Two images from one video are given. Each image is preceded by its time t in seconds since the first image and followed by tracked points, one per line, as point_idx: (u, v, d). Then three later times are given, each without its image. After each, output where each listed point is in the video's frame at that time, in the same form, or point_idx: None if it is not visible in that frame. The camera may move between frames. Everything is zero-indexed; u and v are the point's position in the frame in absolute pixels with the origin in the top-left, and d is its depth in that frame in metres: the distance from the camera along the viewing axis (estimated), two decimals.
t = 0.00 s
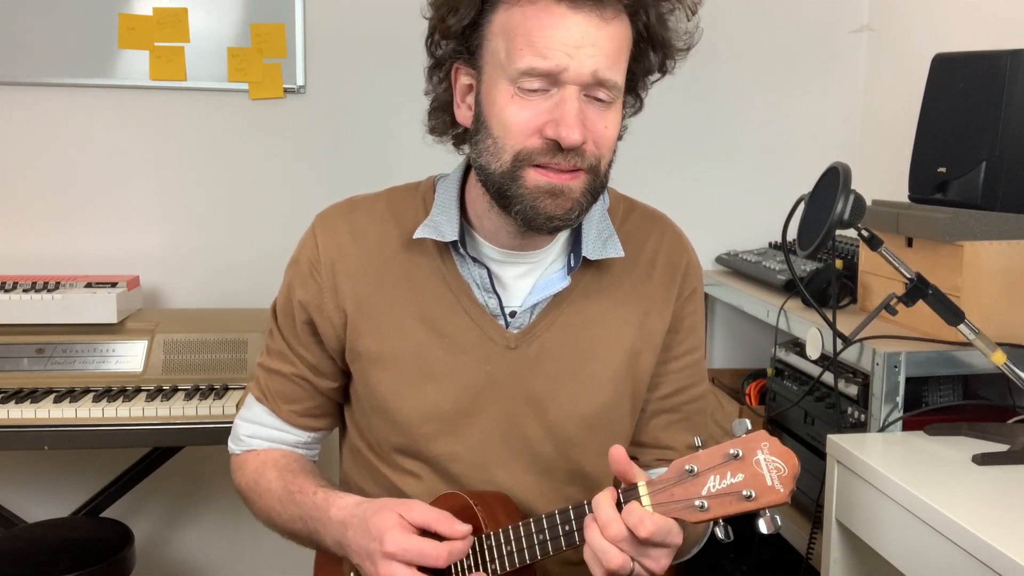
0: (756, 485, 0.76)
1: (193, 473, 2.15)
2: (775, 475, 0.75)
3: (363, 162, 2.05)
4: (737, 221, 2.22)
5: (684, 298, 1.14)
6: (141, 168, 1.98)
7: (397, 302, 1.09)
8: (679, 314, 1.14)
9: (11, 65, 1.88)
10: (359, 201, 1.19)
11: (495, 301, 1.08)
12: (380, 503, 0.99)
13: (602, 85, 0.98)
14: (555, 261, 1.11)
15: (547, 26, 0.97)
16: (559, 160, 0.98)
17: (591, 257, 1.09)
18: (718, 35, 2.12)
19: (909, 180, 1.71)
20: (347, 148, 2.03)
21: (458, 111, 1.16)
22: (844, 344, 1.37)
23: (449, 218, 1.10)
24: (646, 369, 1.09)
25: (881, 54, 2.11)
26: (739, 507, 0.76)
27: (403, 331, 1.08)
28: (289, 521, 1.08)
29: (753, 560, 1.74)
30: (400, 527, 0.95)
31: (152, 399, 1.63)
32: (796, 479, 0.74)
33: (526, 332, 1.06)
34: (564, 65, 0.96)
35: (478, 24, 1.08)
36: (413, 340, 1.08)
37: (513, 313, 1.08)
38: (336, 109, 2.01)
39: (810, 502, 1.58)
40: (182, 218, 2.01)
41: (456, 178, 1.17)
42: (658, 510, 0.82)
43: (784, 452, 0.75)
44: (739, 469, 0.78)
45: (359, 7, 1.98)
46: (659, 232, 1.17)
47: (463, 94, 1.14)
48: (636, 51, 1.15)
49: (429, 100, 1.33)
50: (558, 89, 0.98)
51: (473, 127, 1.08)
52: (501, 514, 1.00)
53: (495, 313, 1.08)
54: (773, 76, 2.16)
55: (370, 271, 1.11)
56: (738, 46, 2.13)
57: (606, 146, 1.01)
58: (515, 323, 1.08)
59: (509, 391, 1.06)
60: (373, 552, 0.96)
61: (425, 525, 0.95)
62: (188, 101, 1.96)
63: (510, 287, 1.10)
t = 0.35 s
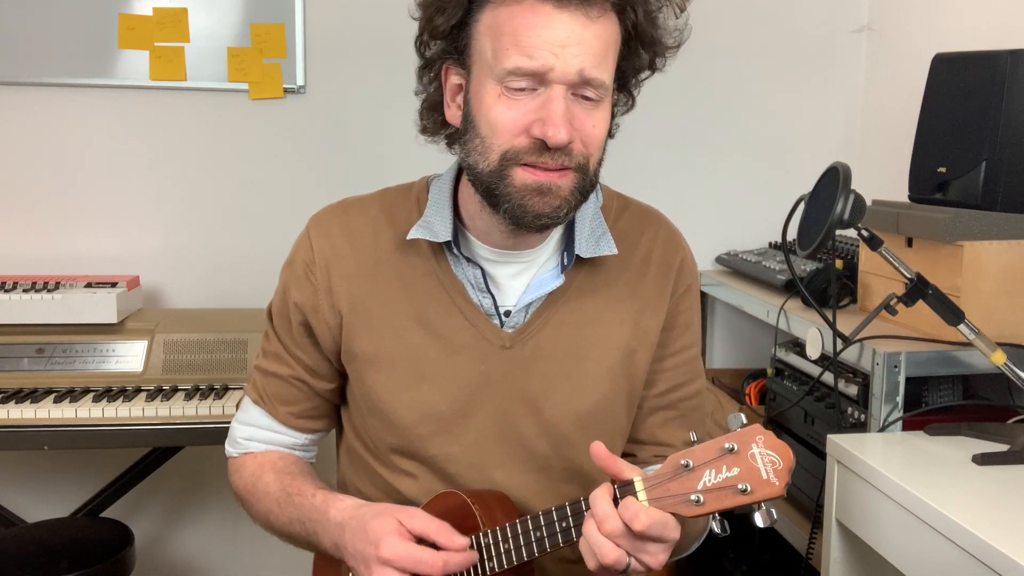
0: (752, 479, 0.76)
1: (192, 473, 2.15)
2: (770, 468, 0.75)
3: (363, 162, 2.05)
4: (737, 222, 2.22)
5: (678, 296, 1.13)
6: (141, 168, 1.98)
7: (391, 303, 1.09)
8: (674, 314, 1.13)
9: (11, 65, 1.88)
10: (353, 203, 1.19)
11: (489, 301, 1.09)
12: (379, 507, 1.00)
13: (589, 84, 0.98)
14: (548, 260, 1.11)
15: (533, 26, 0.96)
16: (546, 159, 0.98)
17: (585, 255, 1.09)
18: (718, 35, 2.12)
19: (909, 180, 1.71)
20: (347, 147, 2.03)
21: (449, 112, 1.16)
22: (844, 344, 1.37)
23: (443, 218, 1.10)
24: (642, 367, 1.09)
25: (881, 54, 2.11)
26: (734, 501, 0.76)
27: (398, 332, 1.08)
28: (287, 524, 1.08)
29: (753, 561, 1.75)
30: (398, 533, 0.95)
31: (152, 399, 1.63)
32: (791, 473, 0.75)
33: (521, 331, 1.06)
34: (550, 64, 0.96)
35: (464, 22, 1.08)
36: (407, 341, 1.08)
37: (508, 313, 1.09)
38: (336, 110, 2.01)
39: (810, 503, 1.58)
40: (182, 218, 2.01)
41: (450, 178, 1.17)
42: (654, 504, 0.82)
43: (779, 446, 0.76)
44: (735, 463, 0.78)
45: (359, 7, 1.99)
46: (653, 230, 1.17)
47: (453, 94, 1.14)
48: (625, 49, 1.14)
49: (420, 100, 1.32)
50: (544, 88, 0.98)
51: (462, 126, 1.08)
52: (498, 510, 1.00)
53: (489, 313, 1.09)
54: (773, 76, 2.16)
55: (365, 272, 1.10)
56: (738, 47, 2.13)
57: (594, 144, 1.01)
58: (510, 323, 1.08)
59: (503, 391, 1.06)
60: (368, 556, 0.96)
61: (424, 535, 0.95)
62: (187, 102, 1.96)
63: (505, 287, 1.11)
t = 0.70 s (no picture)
0: (749, 480, 0.76)
1: (192, 473, 2.15)
2: (768, 469, 0.75)
3: (363, 162, 2.05)
4: (737, 222, 2.22)
5: (677, 293, 1.13)
6: (141, 168, 1.98)
7: (391, 304, 1.09)
8: (673, 311, 1.13)
9: (11, 65, 1.88)
10: (351, 203, 1.18)
11: (489, 302, 1.09)
12: (379, 535, 0.99)
13: (598, 83, 0.98)
14: (547, 261, 1.11)
15: (542, 27, 0.96)
16: (562, 159, 0.97)
17: (582, 253, 1.09)
18: (719, 34, 2.12)
19: (909, 180, 1.71)
20: (346, 146, 2.03)
21: (449, 116, 1.15)
22: (844, 344, 1.37)
23: (442, 219, 1.10)
24: (642, 364, 1.09)
25: (881, 54, 2.11)
26: (731, 502, 0.76)
27: (398, 333, 1.08)
28: (287, 538, 1.08)
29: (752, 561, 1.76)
30: (400, 567, 0.95)
31: (152, 399, 1.63)
32: (788, 473, 0.75)
33: (520, 331, 1.06)
34: (561, 65, 0.96)
35: (466, 27, 1.07)
36: (407, 341, 1.08)
37: (508, 313, 1.09)
38: (336, 110, 2.01)
39: (810, 503, 1.58)
40: (182, 218, 2.01)
41: (448, 179, 1.17)
42: (652, 506, 0.82)
43: (777, 447, 0.76)
44: (733, 464, 0.78)
45: (359, 7, 1.99)
46: (652, 226, 1.17)
47: (452, 98, 1.14)
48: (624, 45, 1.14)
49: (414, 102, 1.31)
50: (555, 89, 0.98)
51: (467, 131, 1.07)
52: (496, 510, 1.01)
53: (489, 313, 1.09)
54: (773, 76, 2.16)
55: (364, 273, 1.10)
56: (738, 47, 2.13)
57: (604, 143, 1.00)
58: (510, 323, 1.08)
59: (504, 391, 1.06)
60: None
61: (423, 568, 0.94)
62: (187, 101, 1.96)
63: (504, 288, 1.11)
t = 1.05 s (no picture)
0: (749, 478, 0.76)
1: (193, 473, 2.15)
2: (767, 468, 0.75)
3: (363, 162, 2.05)
4: (737, 222, 2.22)
5: (674, 291, 1.13)
6: (141, 168, 1.98)
7: (389, 305, 1.09)
8: (671, 309, 1.13)
9: (11, 65, 1.88)
10: (349, 204, 1.18)
11: (487, 303, 1.09)
12: (376, 515, 0.99)
13: (608, 91, 0.99)
14: (542, 261, 1.11)
15: (554, 38, 0.96)
16: (576, 167, 0.97)
17: (579, 253, 1.09)
18: (719, 35, 2.12)
19: (909, 180, 1.71)
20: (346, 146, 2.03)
21: (450, 125, 1.14)
22: (844, 344, 1.37)
23: (439, 221, 1.10)
24: (641, 362, 1.09)
25: (881, 54, 2.11)
26: (731, 500, 0.76)
27: (396, 334, 1.08)
28: (288, 528, 1.08)
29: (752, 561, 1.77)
30: (397, 542, 0.95)
31: (152, 399, 1.63)
32: (788, 471, 0.75)
33: (518, 332, 1.06)
34: (574, 75, 0.96)
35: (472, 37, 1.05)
36: (405, 343, 1.08)
37: (505, 314, 1.09)
38: (336, 110, 2.01)
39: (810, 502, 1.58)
40: (182, 218, 2.01)
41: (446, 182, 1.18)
42: (653, 505, 0.82)
43: (777, 446, 0.76)
44: (732, 463, 0.78)
45: (359, 7, 1.99)
46: (650, 224, 1.16)
47: (452, 105, 1.13)
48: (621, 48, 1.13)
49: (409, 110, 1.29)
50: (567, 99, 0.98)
51: (473, 141, 1.06)
52: (497, 511, 1.00)
53: (488, 314, 1.09)
54: (773, 76, 2.16)
55: (362, 273, 1.10)
56: (738, 47, 2.13)
57: (613, 150, 1.01)
58: (507, 324, 1.08)
59: (502, 392, 1.06)
60: (369, 566, 0.96)
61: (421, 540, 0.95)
62: (187, 101, 1.96)
63: (502, 289, 1.11)
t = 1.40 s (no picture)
0: (749, 478, 0.76)
1: (192, 473, 2.15)
2: (767, 467, 0.75)
3: (362, 162, 2.05)
4: (737, 222, 2.22)
5: (673, 291, 1.13)
6: (140, 168, 1.98)
7: (387, 305, 1.09)
8: (669, 308, 1.13)
9: (11, 65, 1.88)
10: (347, 205, 1.18)
11: (485, 303, 1.09)
12: (373, 499, 1.00)
13: (616, 85, 0.99)
14: (541, 260, 1.11)
15: (563, 33, 0.97)
16: (590, 161, 0.98)
17: (577, 253, 1.09)
18: (719, 35, 2.12)
19: (909, 180, 1.71)
20: (346, 147, 2.03)
21: (452, 125, 1.13)
22: (844, 344, 1.37)
23: (437, 222, 1.10)
24: (640, 363, 1.09)
25: (881, 54, 2.11)
26: (731, 501, 0.76)
27: (395, 335, 1.08)
28: (286, 523, 1.08)
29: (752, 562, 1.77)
30: (394, 520, 0.95)
31: (152, 399, 1.63)
32: (788, 472, 0.75)
33: (516, 332, 1.06)
34: (586, 70, 0.96)
35: (478, 37, 1.05)
36: (404, 344, 1.08)
37: (504, 314, 1.08)
38: (336, 110, 2.01)
39: (810, 503, 1.58)
40: (182, 218, 2.01)
41: (445, 182, 1.18)
42: (652, 505, 0.82)
43: (776, 446, 0.76)
44: (732, 463, 0.78)
45: (359, 7, 1.99)
46: (648, 222, 1.16)
47: (454, 106, 1.13)
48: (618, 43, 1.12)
49: (406, 112, 1.28)
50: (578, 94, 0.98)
51: (481, 141, 1.06)
52: (496, 511, 1.00)
53: (486, 314, 1.09)
54: (772, 75, 2.16)
55: (360, 274, 1.10)
56: (738, 47, 2.13)
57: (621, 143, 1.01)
58: (506, 323, 1.08)
59: (502, 391, 1.06)
60: (367, 547, 0.96)
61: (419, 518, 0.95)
62: (187, 101, 1.96)
63: (501, 288, 1.11)
